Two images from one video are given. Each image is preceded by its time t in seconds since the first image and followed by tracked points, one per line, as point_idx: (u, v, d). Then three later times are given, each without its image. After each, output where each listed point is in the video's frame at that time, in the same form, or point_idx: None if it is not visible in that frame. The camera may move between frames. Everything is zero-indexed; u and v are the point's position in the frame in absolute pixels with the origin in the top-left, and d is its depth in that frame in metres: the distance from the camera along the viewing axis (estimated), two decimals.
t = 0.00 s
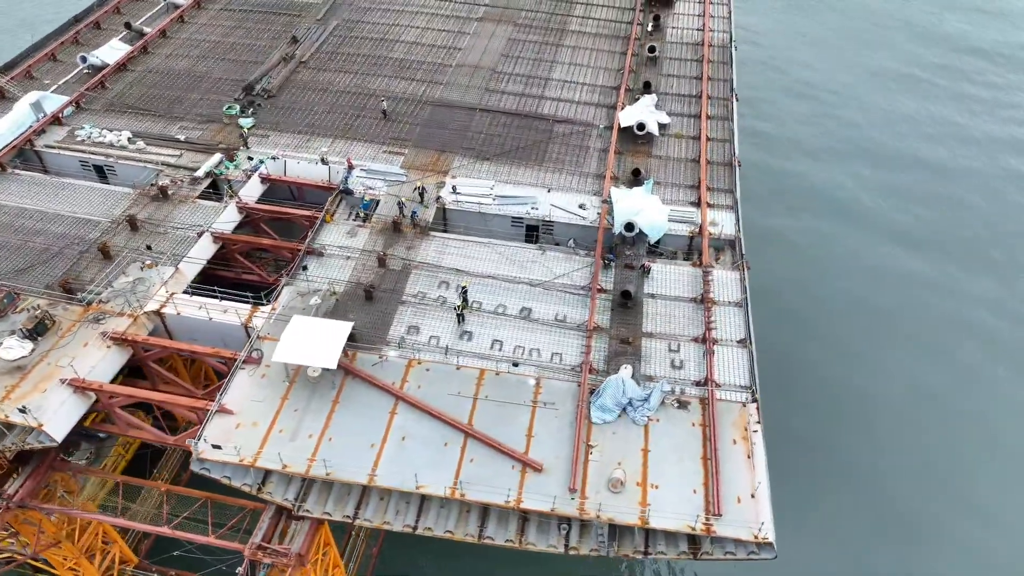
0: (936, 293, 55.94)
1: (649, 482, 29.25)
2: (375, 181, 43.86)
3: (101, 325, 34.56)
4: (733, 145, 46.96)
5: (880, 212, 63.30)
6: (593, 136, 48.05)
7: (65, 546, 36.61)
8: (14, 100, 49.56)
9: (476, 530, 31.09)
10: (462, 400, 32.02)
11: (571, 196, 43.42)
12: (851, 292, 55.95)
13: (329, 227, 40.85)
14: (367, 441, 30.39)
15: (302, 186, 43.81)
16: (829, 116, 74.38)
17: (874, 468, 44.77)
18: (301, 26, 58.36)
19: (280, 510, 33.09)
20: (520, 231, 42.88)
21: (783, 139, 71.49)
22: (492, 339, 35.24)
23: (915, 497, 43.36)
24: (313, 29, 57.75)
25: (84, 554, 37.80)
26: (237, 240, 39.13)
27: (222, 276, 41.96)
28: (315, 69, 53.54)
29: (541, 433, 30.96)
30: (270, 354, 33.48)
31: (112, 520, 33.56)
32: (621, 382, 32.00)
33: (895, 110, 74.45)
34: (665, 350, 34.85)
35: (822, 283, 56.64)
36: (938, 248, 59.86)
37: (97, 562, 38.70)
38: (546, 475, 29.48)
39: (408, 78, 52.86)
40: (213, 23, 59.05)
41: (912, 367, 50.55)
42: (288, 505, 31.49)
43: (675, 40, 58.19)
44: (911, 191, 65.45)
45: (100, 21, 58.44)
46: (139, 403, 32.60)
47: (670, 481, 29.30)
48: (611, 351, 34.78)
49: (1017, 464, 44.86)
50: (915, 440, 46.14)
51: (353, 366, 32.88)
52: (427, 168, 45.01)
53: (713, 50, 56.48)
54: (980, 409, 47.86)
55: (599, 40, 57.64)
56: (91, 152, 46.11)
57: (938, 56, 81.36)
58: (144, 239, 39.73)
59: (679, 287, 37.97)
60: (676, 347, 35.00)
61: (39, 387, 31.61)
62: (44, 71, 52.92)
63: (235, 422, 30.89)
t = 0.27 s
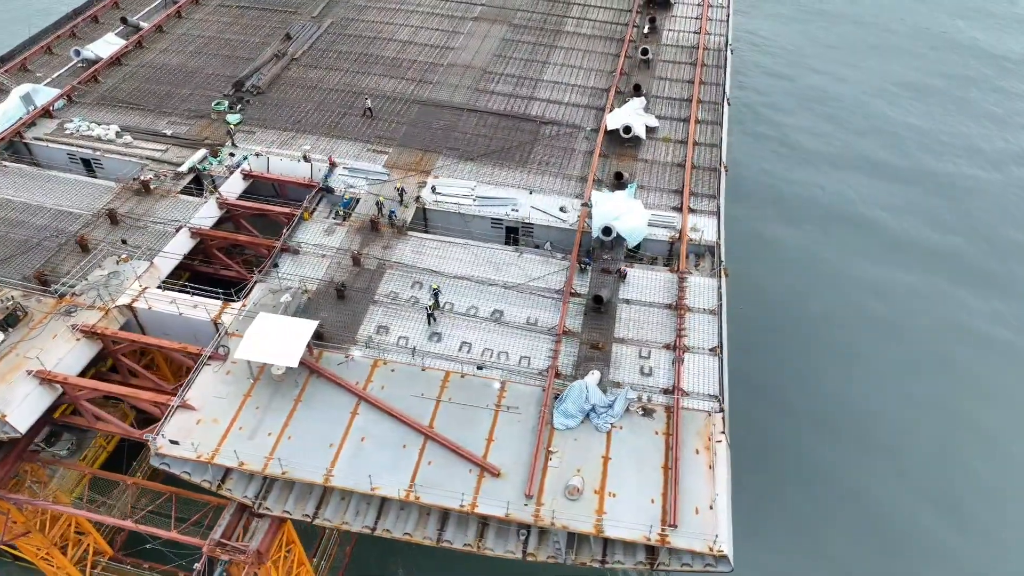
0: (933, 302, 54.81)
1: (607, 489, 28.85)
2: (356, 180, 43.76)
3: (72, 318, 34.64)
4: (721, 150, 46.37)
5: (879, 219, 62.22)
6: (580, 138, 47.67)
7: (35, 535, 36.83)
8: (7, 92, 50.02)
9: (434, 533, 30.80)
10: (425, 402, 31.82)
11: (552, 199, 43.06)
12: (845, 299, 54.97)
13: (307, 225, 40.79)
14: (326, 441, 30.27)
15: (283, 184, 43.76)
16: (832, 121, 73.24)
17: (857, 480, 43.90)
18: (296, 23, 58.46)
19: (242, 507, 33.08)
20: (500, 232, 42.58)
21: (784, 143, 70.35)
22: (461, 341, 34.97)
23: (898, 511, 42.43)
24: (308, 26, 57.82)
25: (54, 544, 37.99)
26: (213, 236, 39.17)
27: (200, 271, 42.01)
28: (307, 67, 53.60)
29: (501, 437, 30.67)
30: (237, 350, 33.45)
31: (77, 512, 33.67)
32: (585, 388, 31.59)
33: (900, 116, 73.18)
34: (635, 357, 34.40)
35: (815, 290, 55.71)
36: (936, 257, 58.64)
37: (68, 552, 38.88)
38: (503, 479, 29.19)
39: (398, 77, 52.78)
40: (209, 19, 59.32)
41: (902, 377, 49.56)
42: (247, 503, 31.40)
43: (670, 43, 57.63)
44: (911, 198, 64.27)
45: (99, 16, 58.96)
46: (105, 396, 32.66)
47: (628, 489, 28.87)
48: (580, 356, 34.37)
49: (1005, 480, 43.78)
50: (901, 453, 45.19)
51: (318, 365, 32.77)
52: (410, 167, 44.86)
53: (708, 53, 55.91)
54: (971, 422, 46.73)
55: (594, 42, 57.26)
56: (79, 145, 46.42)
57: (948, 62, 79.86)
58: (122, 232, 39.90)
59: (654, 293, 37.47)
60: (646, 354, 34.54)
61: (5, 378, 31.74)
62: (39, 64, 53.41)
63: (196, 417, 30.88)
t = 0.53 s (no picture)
0: (929, 311, 53.76)
1: (564, 493, 28.59)
2: (340, 176, 43.78)
3: (47, 306, 34.93)
4: (709, 153, 45.87)
5: (878, 226, 61.19)
6: (568, 138, 47.37)
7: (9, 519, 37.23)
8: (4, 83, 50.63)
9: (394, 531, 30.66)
10: (389, 399, 31.74)
11: (535, 199, 42.81)
12: (837, 305, 54.08)
13: (288, 220, 40.88)
14: (287, 435, 30.28)
15: (267, 178, 43.89)
16: (836, 125, 72.15)
17: (839, 489, 43.12)
18: (293, 19, 58.66)
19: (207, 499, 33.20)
20: (481, 231, 42.40)
21: (786, 146, 69.37)
22: (431, 339, 34.83)
23: (879, 522, 41.64)
24: (304, 22, 58.00)
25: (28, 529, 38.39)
26: (193, 228, 39.37)
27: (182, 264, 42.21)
28: (300, 62, 53.76)
29: (462, 437, 30.51)
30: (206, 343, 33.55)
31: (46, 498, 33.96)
32: (549, 390, 31.33)
33: (907, 121, 71.95)
34: (605, 359, 34.05)
35: (808, 295, 54.90)
36: (934, 265, 57.58)
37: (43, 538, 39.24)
38: (461, 479, 29.03)
39: (390, 74, 52.78)
40: (208, 13, 59.69)
41: (892, 386, 48.66)
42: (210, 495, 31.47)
43: (667, 44, 57.12)
44: (913, 205, 63.16)
45: (100, 9, 59.57)
46: (75, 384, 32.88)
47: (586, 493, 28.59)
48: (549, 357, 34.06)
49: (991, 495, 42.85)
50: (886, 463, 44.35)
51: (285, 360, 32.82)
52: (395, 164, 44.82)
53: (704, 55, 55.38)
54: (960, 434, 45.80)
55: (590, 42, 56.91)
56: (70, 136, 46.84)
57: (958, 67, 78.47)
58: (104, 223, 40.21)
59: (629, 295, 37.09)
60: (616, 356, 34.19)
61: None
62: (38, 55, 54.03)
63: (160, 408, 31.01)
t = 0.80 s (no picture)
0: (922, 319, 52.81)
1: (520, 492, 28.42)
2: (324, 170, 43.91)
3: (24, 293, 35.36)
4: (696, 156, 45.45)
5: (876, 232, 60.24)
6: (555, 138, 47.17)
7: None
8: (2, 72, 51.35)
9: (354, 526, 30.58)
10: (353, 393, 31.75)
11: (517, 198, 42.68)
12: (829, 311, 53.31)
13: (269, 213, 41.06)
14: (249, 427, 30.39)
15: (252, 171, 44.10)
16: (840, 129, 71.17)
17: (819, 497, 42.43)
18: (291, 14, 58.93)
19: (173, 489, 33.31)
20: (462, 229, 42.35)
21: (787, 149, 68.52)
22: (401, 335, 34.80)
23: (858, 531, 40.89)
24: (302, 17, 58.23)
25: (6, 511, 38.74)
26: (175, 219, 39.69)
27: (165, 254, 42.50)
28: (295, 57, 54.00)
29: (423, 433, 30.43)
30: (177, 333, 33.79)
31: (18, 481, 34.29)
32: (511, 389, 31.17)
33: (911, 127, 70.80)
34: (574, 360, 33.81)
35: (799, 300, 54.18)
36: (932, 273, 56.52)
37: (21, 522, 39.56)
38: (418, 476, 28.94)
39: (383, 70, 52.84)
40: (208, 7, 60.15)
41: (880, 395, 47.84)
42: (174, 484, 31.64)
43: (663, 45, 56.67)
44: (913, 212, 62.15)
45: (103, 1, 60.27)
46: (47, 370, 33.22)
47: (542, 493, 28.38)
48: (518, 356, 33.89)
49: (976, 507, 41.96)
50: (868, 471, 43.60)
51: (253, 352, 32.94)
52: (380, 160, 44.87)
53: (699, 57, 54.87)
54: (946, 445, 44.92)
55: (585, 42, 56.62)
56: (63, 125, 47.38)
57: (968, 74, 77.14)
58: (88, 212, 40.62)
59: (604, 296, 36.83)
60: (586, 357, 33.96)
61: None
62: (38, 46, 54.78)
63: (127, 396, 31.25)
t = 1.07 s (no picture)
0: (914, 328, 52.00)
1: (477, 490, 28.33)
2: (309, 165, 44.11)
3: (5, 279, 35.85)
4: (684, 158, 45.12)
5: (873, 239, 59.35)
6: (544, 137, 47.03)
7: None
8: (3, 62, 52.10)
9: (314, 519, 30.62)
10: (319, 386, 31.84)
11: (501, 197, 42.60)
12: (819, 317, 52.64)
13: (252, 205, 41.32)
14: (213, 416, 30.58)
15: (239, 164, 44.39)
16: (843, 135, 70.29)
17: (797, 505, 41.90)
18: (290, 9, 59.25)
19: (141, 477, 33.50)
20: (445, 226, 42.37)
21: (788, 153, 67.72)
22: (373, 330, 34.84)
23: (835, 540, 40.34)
24: (300, 12, 58.51)
25: None
26: (158, 210, 40.04)
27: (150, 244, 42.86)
28: (290, 52, 54.28)
29: (385, 428, 30.44)
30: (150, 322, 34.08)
31: None
32: (475, 387, 31.10)
33: (917, 134, 69.72)
34: (544, 360, 33.66)
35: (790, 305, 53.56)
36: (929, 282, 55.62)
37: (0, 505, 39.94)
38: (376, 470, 28.95)
39: (377, 66, 52.97)
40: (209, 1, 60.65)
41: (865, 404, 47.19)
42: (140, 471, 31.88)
43: (660, 46, 56.27)
44: (913, 219, 61.21)
45: None
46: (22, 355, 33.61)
47: (499, 492, 28.27)
48: (488, 355, 33.80)
49: (958, 520, 41.25)
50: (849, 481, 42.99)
51: (223, 342, 33.14)
52: (366, 156, 44.99)
53: (695, 59, 54.46)
54: (931, 456, 44.18)
55: (582, 42, 56.39)
56: (57, 115, 47.95)
57: (978, 82, 75.88)
58: (74, 201, 41.14)
59: (578, 296, 36.67)
60: (555, 357, 33.81)
61: None
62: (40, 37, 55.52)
63: (96, 382, 31.56)
